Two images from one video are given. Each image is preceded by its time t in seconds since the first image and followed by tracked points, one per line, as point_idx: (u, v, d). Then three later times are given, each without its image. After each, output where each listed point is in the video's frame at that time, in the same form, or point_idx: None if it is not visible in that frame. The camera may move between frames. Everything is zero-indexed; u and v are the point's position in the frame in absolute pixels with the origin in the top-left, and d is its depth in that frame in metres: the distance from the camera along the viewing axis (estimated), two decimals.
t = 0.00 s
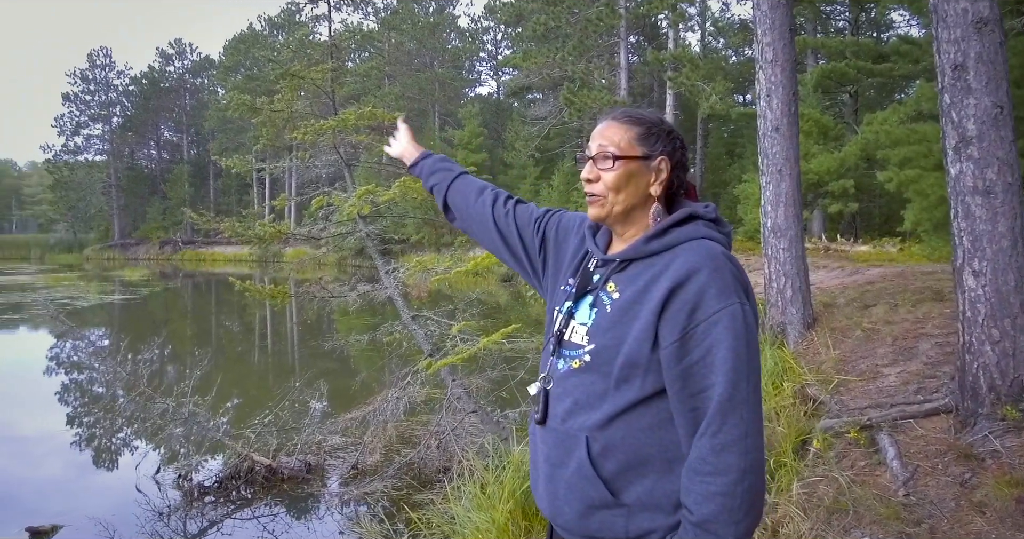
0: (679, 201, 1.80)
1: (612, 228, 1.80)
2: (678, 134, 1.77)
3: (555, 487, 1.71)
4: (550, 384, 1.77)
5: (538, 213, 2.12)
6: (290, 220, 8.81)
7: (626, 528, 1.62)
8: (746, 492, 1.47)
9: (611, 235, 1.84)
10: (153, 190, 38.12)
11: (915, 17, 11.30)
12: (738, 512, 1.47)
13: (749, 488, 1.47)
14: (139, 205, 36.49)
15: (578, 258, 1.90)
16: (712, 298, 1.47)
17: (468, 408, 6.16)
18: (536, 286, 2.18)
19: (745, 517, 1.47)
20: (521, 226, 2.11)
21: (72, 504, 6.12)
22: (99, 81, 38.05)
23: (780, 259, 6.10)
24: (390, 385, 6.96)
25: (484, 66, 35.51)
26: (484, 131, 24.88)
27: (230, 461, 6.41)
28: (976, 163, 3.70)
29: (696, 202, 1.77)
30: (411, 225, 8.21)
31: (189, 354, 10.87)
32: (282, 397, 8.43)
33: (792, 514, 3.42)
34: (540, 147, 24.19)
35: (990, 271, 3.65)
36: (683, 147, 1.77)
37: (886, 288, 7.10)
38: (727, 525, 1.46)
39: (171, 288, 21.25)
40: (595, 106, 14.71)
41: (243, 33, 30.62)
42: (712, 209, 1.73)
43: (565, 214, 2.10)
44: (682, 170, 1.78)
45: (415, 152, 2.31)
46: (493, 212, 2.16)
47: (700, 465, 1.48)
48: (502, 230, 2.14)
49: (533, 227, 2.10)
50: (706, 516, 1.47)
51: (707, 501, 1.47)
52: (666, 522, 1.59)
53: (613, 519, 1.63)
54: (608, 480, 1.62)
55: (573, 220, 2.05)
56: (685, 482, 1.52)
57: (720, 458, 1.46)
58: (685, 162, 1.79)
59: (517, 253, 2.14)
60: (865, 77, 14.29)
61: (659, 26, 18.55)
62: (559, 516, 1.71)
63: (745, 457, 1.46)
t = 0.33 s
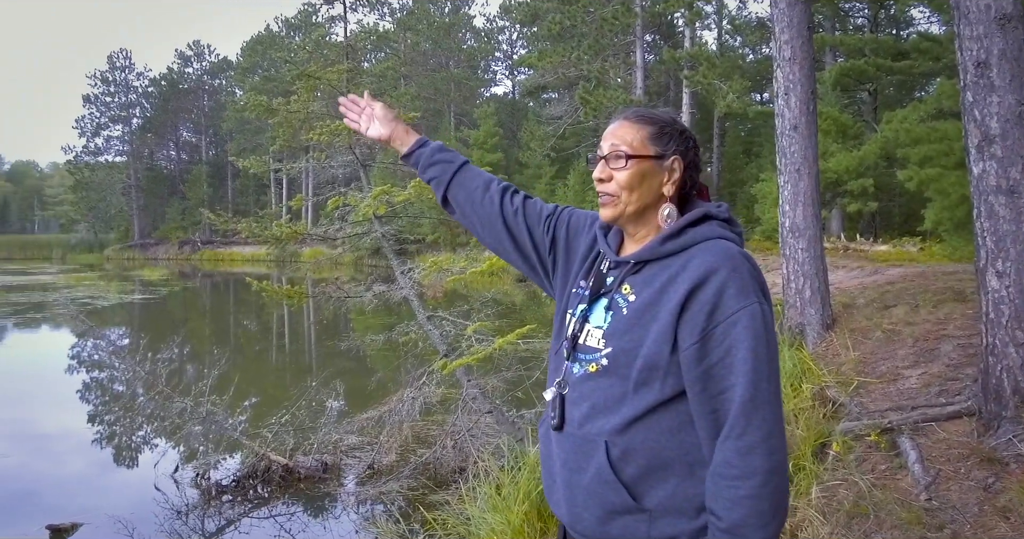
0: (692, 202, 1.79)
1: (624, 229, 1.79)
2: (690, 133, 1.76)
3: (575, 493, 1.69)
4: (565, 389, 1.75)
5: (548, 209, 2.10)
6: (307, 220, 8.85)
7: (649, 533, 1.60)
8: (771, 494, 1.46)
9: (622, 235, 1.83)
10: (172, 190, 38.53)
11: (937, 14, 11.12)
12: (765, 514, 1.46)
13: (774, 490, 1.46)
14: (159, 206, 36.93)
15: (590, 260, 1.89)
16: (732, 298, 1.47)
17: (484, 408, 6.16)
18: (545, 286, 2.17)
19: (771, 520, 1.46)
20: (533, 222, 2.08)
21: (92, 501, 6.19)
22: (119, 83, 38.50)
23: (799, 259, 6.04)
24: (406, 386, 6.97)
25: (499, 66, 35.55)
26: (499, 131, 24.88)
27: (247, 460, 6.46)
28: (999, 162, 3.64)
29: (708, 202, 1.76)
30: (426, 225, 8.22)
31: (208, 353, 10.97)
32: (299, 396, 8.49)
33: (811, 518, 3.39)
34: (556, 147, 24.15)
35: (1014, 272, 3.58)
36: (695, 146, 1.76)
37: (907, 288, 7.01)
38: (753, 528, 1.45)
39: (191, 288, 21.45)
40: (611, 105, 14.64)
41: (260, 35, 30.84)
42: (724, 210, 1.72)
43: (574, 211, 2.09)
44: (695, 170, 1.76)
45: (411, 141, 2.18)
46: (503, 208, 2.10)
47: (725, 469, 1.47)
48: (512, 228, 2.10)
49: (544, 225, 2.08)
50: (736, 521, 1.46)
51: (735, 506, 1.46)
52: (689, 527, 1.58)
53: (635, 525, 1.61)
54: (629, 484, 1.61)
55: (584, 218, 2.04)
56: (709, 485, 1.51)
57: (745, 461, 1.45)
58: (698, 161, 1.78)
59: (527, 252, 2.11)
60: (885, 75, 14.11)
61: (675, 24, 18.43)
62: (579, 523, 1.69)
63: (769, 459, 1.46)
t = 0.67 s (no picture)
0: (704, 201, 1.78)
1: (636, 229, 1.78)
2: (702, 131, 1.75)
3: (596, 497, 1.68)
4: (581, 391, 1.74)
5: (561, 208, 2.10)
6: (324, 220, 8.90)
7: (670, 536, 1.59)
8: (797, 495, 1.45)
9: (634, 235, 1.82)
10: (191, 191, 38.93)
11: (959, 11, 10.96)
12: (793, 515, 1.45)
13: (801, 491, 1.45)
14: (178, 206, 37.38)
15: (602, 261, 1.88)
16: (748, 299, 1.47)
17: (499, 408, 6.16)
18: (558, 286, 2.17)
19: (799, 520, 1.45)
20: (548, 222, 2.08)
21: (112, 498, 6.28)
22: (139, 85, 38.97)
23: (817, 259, 5.98)
24: (422, 385, 6.98)
25: (515, 66, 35.58)
26: (515, 131, 24.88)
27: (265, 459, 6.53)
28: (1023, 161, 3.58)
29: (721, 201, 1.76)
30: (442, 225, 8.24)
31: (227, 352, 11.08)
32: (316, 394, 8.55)
33: (830, 521, 3.36)
34: (571, 146, 24.11)
35: None
36: (708, 145, 1.75)
37: (928, 289, 6.91)
38: (782, 529, 1.44)
39: (210, 287, 21.68)
40: (627, 104, 14.58)
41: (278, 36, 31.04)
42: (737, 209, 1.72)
43: (587, 210, 2.10)
44: (707, 169, 1.75)
45: (419, 135, 2.14)
46: (516, 207, 2.09)
47: (750, 471, 1.46)
48: (526, 228, 2.09)
49: (557, 226, 2.08)
50: (765, 523, 1.45)
51: (764, 508, 1.45)
52: (711, 529, 1.57)
53: (656, 528, 1.60)
54: (649, 486, 1.60)
55: (596, 217, 2.04)
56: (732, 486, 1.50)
57: (770, 462, 1.45)
58: (710, 160, 1.77)
59: (541, 252, 2.11)
60: (905, 73, 13.95)
61: (692, 22, 18.32)
62: (599, 527, 1.69)
63: (792, 460, 1.45)
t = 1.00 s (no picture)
0: (716, 197, 1.77)
1: (649, 226, 1.77)
2: (715, 128, 1.74)
3: (615, 497, 1.68)
4: (597, 391, 1.74)
5: (575, 207, 2.10)
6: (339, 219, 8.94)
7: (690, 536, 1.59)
8: (818, 491, 1.44)
9: (648, 233, 1.81)
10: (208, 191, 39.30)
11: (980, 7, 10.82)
12: (815, 511, 1.44)
13: (821, 488, 1.44)
14: (196, 206, 37.76)
15: (616, 259, 1.88)
16: (765, 296, 1.46)
17: (514, 407, 6.16)
18: (573, 286, 2.17)
19: (821, 517, 1.44)
20: (563, 219, 2.09)
21: (131, 495, 6.37)
22: (157, 86, 39.40)
23: (836, 258, 5.92)
24: (437, 384, 6.99)
25: (529, 65, 35.57)
26: (529, 130, 24.87)
27: (281, 457, 6.57)
28: None
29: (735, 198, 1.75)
30: (457, 224, 8.26)
31: (243, 350, 11.17)
32: (332, 392, 8.62)
33: (849, 522, 3.33)
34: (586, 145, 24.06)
35: None
36: (720, 142, 1.75)
37: (948, 288, 6.81)
38: (803, 526, 1.43)
39: (227, 286, 21.89)
40: (642, 103, 14.51)
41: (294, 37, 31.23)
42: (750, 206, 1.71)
43: (601, 209, 2.10)
44: (720, 166, 1.75)
45: (433, 131, 2.14)
46: (531, 205, 2.09)
47: (770, 469, 1.45)
48: (541, 226, 2.09)
49: (572, 224, 2.08)
50: (786, 520, 1.43)
51: (785, 505, 1.43)
52: (731, 528, 1.56)
53: (676, 527, 1.60)
54: (668, 484, 1.59)
55: (610, 215, 2.04)
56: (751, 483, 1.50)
57: (791, 459, 1.44)
58: (723, 157, 1.77)
59: (556, 251, 2.11)
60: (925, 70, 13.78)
61: (707, 20, 18.21)
62: (618, 527, 1.68)
63: (812, 457, 1.44)
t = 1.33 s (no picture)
0: (731, 194, 1.77)
1: (664, 222, 1.77)
2: (730, 124, 1.74)
3: (633, 494, 1.67)
4: (613, 388, 1.74)
5: (591, 204, 2.11)
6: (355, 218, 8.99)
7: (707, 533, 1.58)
8: (835, 487, 1.43)
9: (662, 229, 1.81)
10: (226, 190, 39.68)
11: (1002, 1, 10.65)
12: (831, 508, 1.43)
13: (839, 483, 1.43)
14: (213, 206, 38.14)
15: (632, 256, 1.89)
16: (783, 292, 1.45)
17: (530, 405, 6.15)
18: (588, 283, 2.17)
19: (838, 513, 1.43)
20: (579, 216, 2.09)
21: (150, 492, 6.45)
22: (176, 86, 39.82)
23: (854, 257, 5.87)
24: (453, 382, 7.01)
25: (544, 64, 35.53)
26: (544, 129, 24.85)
27: (298, 454, 6.63)
28: None
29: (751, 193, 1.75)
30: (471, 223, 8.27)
31: (260, 348, 11.27)
32: (348, 390, 8.68)
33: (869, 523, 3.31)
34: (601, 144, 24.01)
35: None
36: (735, 138, 1.74)
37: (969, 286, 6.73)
38: (821, 522, 1.42)
39: (244, 285, 22.11)
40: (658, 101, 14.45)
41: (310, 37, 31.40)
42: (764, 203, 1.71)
43: (616, 205, 2.11)
44: (735, 162, 1.74)
45: (449, 127, 2.14)
46: (548, 202, 2.09)
47: (786, 465, 1.44)
48: (557, 223, 2.09)
49: (589, 221, 2.09)
50: (802, 516, 1.43)
51: (801, 501, 1.43)
52: (749, 525, 1.55)
53: (694, 524, 1.59)
54: (685, 480, 1.59)
55: (626, 213, 2.05)
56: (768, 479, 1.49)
57: (807, 455, 1.43)
58: (738, 153, 1.76)
59: (572, 248, 2.11)
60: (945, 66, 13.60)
61: (724, 18, 18.09)
62: (636, 524, 1.68)
63: (830, 453, 1.43)
